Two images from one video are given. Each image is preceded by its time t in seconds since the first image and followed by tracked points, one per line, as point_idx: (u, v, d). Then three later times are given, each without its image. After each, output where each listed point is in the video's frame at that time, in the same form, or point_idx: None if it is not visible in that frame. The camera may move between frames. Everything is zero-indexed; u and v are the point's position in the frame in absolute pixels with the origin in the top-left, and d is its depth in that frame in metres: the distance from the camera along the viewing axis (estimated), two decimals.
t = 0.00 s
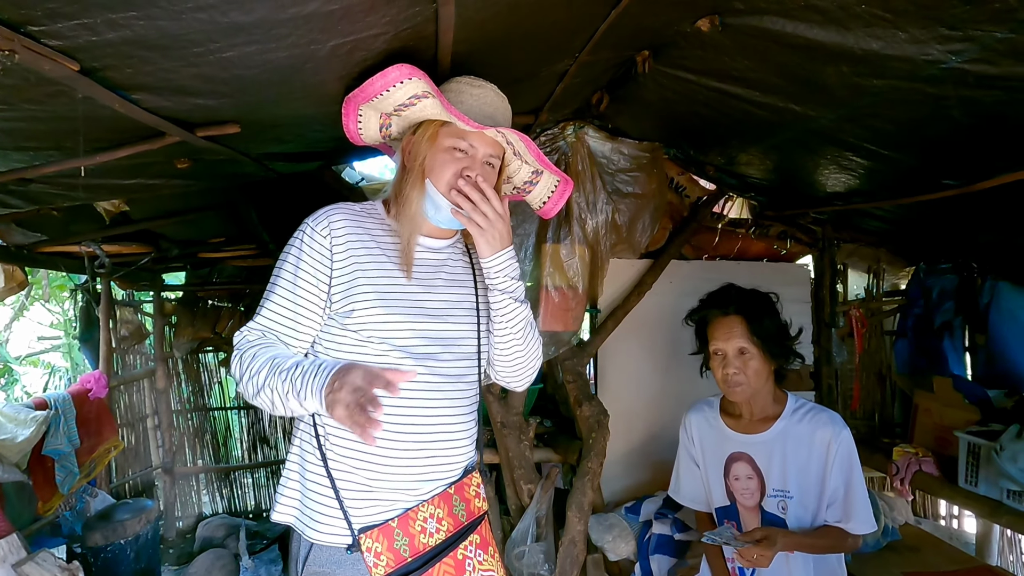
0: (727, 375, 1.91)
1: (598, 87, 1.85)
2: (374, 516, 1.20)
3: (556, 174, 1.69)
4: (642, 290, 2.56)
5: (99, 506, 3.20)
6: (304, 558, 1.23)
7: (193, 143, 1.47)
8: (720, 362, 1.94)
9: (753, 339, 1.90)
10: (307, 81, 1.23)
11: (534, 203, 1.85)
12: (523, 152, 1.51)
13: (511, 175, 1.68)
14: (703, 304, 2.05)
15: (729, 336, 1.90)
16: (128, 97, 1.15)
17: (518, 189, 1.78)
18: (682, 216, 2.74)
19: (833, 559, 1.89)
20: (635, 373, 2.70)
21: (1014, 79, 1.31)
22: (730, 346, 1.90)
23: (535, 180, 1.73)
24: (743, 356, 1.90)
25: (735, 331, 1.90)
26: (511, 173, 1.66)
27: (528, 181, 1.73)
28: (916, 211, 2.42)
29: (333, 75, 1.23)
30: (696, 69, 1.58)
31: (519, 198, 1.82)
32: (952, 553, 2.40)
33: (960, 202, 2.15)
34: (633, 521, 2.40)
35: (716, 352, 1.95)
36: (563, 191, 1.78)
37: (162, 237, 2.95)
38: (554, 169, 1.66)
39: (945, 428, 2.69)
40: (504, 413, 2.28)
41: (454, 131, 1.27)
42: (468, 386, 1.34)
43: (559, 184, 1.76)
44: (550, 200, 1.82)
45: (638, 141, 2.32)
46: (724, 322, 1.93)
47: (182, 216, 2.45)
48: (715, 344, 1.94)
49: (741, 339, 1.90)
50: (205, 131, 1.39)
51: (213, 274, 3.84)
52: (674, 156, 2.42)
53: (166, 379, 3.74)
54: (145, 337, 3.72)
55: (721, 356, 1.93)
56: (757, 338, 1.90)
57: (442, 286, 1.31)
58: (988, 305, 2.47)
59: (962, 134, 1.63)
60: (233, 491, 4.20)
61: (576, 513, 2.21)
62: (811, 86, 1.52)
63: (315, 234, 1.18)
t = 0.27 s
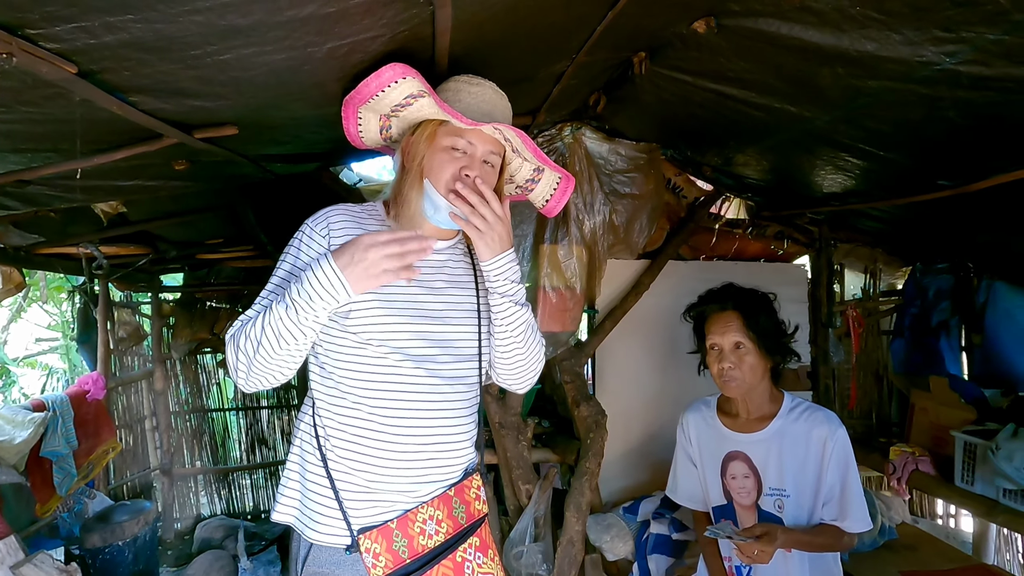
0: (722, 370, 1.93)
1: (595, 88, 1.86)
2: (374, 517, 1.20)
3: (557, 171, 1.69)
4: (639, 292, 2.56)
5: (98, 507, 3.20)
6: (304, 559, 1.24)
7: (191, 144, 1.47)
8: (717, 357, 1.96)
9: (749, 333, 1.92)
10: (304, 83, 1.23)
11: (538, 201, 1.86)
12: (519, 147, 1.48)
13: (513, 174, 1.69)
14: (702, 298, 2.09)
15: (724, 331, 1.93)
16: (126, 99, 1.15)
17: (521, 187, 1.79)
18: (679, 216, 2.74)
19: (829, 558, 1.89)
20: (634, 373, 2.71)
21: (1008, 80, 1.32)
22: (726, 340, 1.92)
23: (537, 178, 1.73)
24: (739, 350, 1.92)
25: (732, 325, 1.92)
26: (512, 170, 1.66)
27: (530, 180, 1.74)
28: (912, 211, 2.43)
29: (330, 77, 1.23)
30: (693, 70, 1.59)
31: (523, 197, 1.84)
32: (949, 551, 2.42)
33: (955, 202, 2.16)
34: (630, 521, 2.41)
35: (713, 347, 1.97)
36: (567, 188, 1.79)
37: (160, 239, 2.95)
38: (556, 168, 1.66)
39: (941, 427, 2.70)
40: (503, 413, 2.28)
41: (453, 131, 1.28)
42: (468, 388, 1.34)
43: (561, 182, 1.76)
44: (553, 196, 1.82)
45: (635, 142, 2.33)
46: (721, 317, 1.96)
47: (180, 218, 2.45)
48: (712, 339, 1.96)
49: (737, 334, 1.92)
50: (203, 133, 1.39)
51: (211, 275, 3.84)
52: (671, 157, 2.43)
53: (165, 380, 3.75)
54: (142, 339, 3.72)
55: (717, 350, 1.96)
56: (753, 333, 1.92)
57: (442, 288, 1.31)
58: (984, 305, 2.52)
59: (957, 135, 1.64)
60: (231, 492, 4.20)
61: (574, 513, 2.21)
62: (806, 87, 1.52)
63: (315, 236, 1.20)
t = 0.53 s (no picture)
0: (718, 366, 1.94)
1: (592, 90, 1.87)
2: (371, 519, 1.20)
3: (557, 168, 1.69)
4: (637, 292, 2.57)
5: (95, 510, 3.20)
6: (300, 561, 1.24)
7: (188, 147, 1.48)
8: (712, 353, 1.97)
9: (746, 330, 1.93)
10: (301, 85, 1.24)
11: (539, 201, 1.87)
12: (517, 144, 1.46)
13: (512, 172, 1.69)
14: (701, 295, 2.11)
15: (721, 328, 1.94)
16: (123, 102, 1.15)
17: (521, 187, 1.79)
18: (676, 218, 2.72)
19: (826, 558, 1.90)
20: (631, 373, 2.71)
21: (1001, 82, 1.33)
22: (723, 337, 1.93)
23: (537, 176, 1.74)
24: (735, 347, 1.93)
25: (729, 322, 1.93)
26: (513, 169, 1.67)
27: (530, 178, 1.74)
28: (908, 212, 2.44)
29: (327, 80, 1.24)
30: (689, 72, 1.60)
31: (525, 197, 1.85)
32: (948, 550, 2.43)
33: (950, 202, 2.17)
34: (628, 522, 2.41)
35: (710, 344, 1.98)
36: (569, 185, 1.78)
37: (158, 241, 2.95)
38: (557, 165, 1.66)
39: (936, 426, 2.76)
40: (500, 414, 2.29)
41: (450, 131, 1.28)
42: (466, 391, 1.34)
43: (561, 181, 1.77)
44: (554, 195, 1.82)
45: (632, 144, 2.34)
46: (718, 314, 1.97)
47: (177, 220, 2.45)
48: (709, 335, 1.97)
49: (733, 330, 1.93)
50: (200, 135, 1.40)
51: (208, 277, 3.84)
52: (668, 158, 2.43)
53: (162, 382, 3.74)
54: (140, 341, 3.72)
55: (714, 347, 1.96)
56: (749, 330, 1.93)
57: (441, 290, 1.31)
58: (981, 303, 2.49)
59: (951, 136, 1.65)
60: (229, 494, 4.19)
61: (572, 514, 2.21)
62: (802, 89, 1.53)
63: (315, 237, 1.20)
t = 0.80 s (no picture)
0: (718, 366, 1.94)
1: (593, 91, 1.87)
2: (371, 519, 1.20)
3: (559, 175, 1.69)
4: (637, 293, 2.57)
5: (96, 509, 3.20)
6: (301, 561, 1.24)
7: (190, 147, 1.48)
8: (712, 353, 1.97)
9: (746, 330, 1.94)
10: (303, 86, 1.24)
11: (541, 204, 1.87)
12: (517, 150, 1.46)
13: (514, 176, 1.69)
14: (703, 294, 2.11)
15: (721, 327, 1.94)
16: (125, 103, 1.15)
17: (523, 190, 1.79)
18: (677, 219, 2.73)
19: (826, 560, 1.89)
20: (632, 374, 2.71)
21: (1002, 84, 1.33)
22: (723, 336, 1.94)
23: (539, 181, 1.74)
24: (735, 347, 1.93)
25: (729, 321, 1.94)
26: (515, 172, 1.67)
27: (533, 182, 1.74)
28: (910, 213, 2.44)
29: (329, 81, 1.24)
30: (690, 73, 1.60)
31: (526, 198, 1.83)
32: (947, 552, 2.42)
33: (952, 204, 2.16)
34: (629, 523, 2.41)
35: (710, 343, 1.98)
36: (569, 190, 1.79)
37: (160, 240, 2.95)
38: (557, 172, 1.66)
39: (938, 428, 2.76)
40: (501, 415, 2.29)
41: (452, 134, 1.28)
42: (467, 391, 1.34)
43: (562, 186, 1.76)
44: (556, 200, 1.82)
45: (634, 145, 2.33)
46: (719, 314, 1.98)
47: (179, 220, 2.45)
48: (710, 334, 1.98)
49: (733, 330, 1.93)
50: (202, 136, 1.40)
51: (210, 277, 3.84)
52: (669, 159, 2.44)
53: (163, 382, 3.75)
54: (142, 340, 3.72)
55: (714, 347, 1.97)
56: (749, 330, 1.93)
57: (443, 291, 1.31)
58: (982, 305, 2.46)
59: (952, 137, 1.64)
60: (230, 494, 4.20)
61: (572, 515, 2.21)
62: (803, 90, 1.53)
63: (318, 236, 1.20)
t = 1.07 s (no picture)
0: (717, 363, 1.94)
1: (595, 92, 1.87)
2: (374, 520, 1.21)
3: (563, 178, 1.69)
4: (639, 294, 2.57)
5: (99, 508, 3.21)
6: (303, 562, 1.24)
7: (192, 148, 1.48)
8: (711, 351, 1.97)
9: (746, 330, 1.94)
10: (305, 87, 1.24)
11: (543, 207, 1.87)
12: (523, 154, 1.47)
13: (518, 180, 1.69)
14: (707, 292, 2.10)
15: (721, 325, 1.94)
16: (129, 104, 1.16)
17: (526, 193, 1.79)
18: (678, 219, 2.74)
19: (827, 560, 1.90)
20: (634, 374, 2.71)
21: (1004, 84, 1.33)
22: (723, 334, 1.94)
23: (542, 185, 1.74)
24: (734, 345, 1.93)
25: (729, 319, 1.94)
26: (518, 175, 1.66)
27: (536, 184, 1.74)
28: (911, 214, 2.44)
29: (331, 82, 1.24)
30: (692, 74, 1.60)
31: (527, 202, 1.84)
32: (948, 552, 2.42)
33: (954, 204, 2.16)
34: (630, 523, 2.42)
35: (710, 341, 1.98)
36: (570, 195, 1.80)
37: (162, 241, 2.96)
38: (560, 176, 1.67)
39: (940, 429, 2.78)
40: (502, 415, 2.29)
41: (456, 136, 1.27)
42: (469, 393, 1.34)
43: (565, 189, 1.76)
44: (558, 204, 1.83)
45: (635, 145, 2.34)
46: (719, 312, 1.98)
47: (181, 221, 2.46)
48: (709, 332, 1.98)
49: (733, 329, 1.93)
50: (204, 137, 1.40)
51: (212, 278, 3.85)
52: (670, 159, 2.44)
53: (165, 382, 3.76)
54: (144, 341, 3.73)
55: (714, 344, 1.97)
56: (750, 330, 1.93)
57: (446, 292, 1.32)
58: (983, 307, 2.47)
59: (954, 138, 1.64)
60: (232, 494, 4.21)
61: (573, 515, 2.21)
62: (804, 90, 1.53)
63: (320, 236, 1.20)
